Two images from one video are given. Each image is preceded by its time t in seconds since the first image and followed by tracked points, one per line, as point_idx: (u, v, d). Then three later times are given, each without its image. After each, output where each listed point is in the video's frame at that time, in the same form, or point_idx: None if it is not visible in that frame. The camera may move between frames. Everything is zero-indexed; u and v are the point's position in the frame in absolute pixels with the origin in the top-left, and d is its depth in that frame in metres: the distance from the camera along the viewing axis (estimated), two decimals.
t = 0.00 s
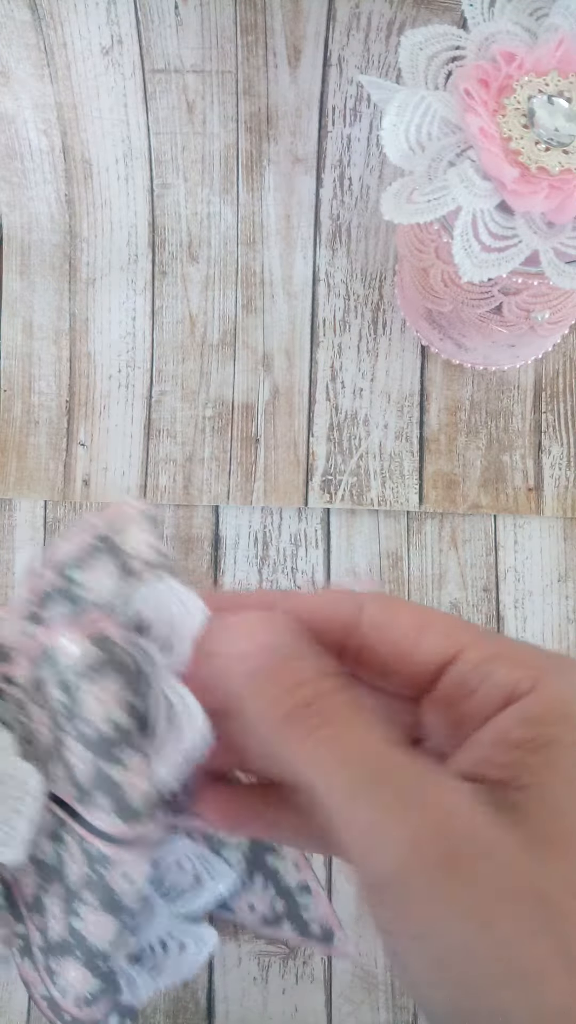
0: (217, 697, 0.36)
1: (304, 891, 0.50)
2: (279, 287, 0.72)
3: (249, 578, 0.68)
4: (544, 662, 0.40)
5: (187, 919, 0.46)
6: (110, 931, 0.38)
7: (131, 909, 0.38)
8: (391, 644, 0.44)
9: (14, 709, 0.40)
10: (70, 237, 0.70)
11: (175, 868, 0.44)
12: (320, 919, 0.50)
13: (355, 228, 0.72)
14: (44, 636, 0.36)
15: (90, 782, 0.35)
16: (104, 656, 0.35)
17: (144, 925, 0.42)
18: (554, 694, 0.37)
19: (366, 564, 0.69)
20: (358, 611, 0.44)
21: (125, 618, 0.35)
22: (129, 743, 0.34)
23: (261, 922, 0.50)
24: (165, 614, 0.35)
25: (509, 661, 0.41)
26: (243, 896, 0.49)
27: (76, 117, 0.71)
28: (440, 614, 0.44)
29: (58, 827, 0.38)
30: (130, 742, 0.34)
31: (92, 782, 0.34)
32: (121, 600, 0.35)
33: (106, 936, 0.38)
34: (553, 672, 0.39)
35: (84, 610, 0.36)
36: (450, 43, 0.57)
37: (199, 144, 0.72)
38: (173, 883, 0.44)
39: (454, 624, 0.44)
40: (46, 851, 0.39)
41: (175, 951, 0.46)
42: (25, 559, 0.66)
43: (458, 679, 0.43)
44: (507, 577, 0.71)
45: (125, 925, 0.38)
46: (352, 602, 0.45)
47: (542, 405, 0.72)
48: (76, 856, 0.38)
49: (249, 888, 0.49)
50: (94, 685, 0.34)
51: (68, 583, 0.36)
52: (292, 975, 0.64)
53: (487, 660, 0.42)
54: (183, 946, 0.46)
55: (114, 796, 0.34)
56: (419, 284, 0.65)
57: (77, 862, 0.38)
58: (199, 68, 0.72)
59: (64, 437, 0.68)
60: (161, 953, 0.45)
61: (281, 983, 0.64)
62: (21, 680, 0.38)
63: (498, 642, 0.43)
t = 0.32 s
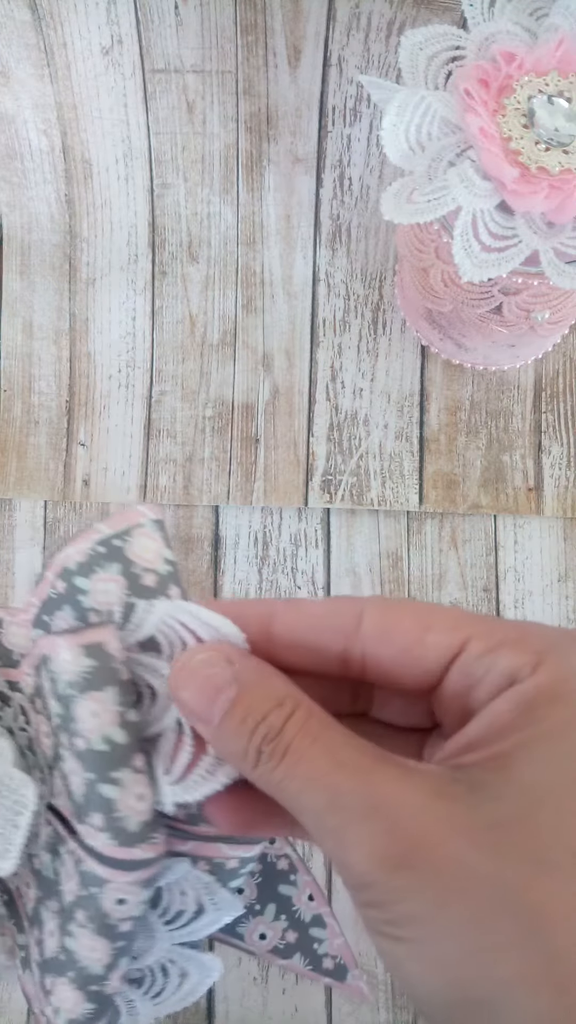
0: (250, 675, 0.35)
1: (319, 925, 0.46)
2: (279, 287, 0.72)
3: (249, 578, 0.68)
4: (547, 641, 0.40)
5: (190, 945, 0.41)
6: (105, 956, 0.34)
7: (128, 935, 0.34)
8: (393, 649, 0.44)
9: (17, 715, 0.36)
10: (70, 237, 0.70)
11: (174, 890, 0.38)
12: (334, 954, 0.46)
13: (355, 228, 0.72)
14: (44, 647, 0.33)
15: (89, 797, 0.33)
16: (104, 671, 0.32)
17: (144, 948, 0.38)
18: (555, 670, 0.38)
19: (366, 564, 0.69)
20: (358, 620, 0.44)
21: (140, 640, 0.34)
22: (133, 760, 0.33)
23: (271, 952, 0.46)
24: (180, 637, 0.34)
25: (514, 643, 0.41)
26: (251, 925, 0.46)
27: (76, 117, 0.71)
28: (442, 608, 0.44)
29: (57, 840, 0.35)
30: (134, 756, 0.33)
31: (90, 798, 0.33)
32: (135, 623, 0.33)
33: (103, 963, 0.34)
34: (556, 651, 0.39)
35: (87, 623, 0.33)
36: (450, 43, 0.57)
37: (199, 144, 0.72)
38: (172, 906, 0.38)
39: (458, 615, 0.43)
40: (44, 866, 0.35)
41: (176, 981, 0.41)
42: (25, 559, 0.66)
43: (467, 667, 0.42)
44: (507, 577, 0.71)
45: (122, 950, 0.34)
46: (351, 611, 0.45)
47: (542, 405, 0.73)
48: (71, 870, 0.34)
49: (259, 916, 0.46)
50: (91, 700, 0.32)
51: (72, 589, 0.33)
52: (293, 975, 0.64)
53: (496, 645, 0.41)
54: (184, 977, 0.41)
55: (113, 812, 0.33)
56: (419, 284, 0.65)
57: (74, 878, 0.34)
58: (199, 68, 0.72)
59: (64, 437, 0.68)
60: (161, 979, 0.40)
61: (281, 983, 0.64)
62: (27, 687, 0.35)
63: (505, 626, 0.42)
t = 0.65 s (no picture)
0: (247, 673, 0.35)
1: (320, 954, 0.43)
2: (279, 287, 0.72)
3: (249, 578, 0.68)
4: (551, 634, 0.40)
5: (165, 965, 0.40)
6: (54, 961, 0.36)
7: (75, 943, 0.36)
8: (393, 641, 0.44)
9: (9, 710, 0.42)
10: (70, 237, 0.70)
11: (139, 903, 0.38)
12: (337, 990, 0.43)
13: (355, 228, 0.72)
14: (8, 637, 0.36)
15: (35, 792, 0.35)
16: (48, 664, 0.35)
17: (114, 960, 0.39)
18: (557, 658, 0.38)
19: (366, 564, 0.69)
20: (358, 612, 0.44)
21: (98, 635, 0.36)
22: (75, 758, 0.34)
23: (269, 980, 0.43)
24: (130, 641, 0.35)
25: (519, 636, 0.41)
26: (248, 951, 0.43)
27: (76, 117, 0.71)
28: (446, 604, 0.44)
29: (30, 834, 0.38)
30: (75, 754, 0.34)
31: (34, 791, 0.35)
32: (87, 621, 0.36)
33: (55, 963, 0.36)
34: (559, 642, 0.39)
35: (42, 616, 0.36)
36: (450, 43, 0.57)
37: (199, 144, 0.72)
38: (136, 920, 0.38)
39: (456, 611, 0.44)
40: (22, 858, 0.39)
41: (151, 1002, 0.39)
42: (25, 559, 0.67)
43: (469, 660, 0.42)
44: (507, 577, 0.71)
45: (72, 958, 0.36)
46: (352, 603, 0.45)
47: (542, 405, 0.73)
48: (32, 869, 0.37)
49: (256, 937, 0.43)
50: (35, 692, 0.34)
51: (48, 581, 0.40)
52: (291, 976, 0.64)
53: (500, 637, 0.42)
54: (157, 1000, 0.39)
55: (53, 813, 0.34)
56: (419, 284, 0.65)
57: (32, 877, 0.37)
58: (199, 67, 0.72)
59: (64, 437, 0.68)
60: (134, 997, 0.39)
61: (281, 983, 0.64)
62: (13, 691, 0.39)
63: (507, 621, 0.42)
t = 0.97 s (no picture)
0: (267, 653, 0.35)
1: (327, 951, 0.43)
2: (279, 287, 0.72)
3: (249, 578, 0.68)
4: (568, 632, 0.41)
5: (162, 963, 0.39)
6: (51, 953, 0.36)
7: (71, 934, 0.36)
8: (404, 629, 0.45)
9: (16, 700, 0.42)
10: (71, 237, 0.70)
11: (138, 897, 0.38)
12: (344, 989, 0.43)
13: (355, 228, 0.72)
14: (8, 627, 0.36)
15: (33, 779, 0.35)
16: (48, 650, 0.35)
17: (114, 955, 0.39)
18: (570, 654, 0.39)
19: (366, 564, 0.69)
20: (370, 599, 0.45)
21: (100, 615, 0.37)
22: (71, 746, 0.35)
23: (276, 977, 0.43)
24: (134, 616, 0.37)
25: (532, 631, 0.42)
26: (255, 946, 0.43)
27: (76, 117, 0.71)
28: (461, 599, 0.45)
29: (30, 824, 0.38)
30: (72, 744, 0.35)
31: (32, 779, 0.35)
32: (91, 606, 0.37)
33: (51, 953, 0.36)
34: (570, 637, 0.40)
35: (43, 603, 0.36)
36: (450, 43, 0.57)
37: (199, 144, 0.72)
38: (135, 914, 0.38)
39: (466, 608, 0.44)
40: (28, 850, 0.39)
41: (150, 999, 0.40)
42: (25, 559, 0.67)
43: (479, 652, 0.43)
44: (507, 577, 0.71)
45: (68, 950, 0.36)
46: (363, 590, 0.45)
47: (542, 405, 0.72)
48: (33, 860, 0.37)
49: (263, 934, 0.43)
50: (33, 679, 0.35)
51: (54, 570, 0.40)
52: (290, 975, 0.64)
53: (510, 631, 0.42)
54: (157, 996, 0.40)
55: (50, 801, 0.35)
56: (419, 284, 0.65)
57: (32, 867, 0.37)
58: (199, 68, 0.72)
59: (64, 437, 0.68)
60: (134, 994, 0.39)
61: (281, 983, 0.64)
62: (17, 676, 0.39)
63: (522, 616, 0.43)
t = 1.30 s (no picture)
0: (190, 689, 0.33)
1: (338, 926, 0.43)
2: (279, 287, 0.72)
3: (249, 578, 0.68)
4: (550, 624, 0.38)
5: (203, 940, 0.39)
6: (116, 944, 0.34)
7: (139, 924, 0.34)
8: (395, 634, 0.44)
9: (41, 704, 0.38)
10: (70, 237, 0.70)
11: (187, 883, 0.37)
12: (352, 958, 0.43)
13: (355, 228, 0.72)
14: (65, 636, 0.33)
15: (103, 781, 0.32)
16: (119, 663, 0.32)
17: (159, 940, 0.38)
18: (552, 658, 0.37)
19: (366, 564, 0.69)
20: (364, 603, 0.44)
21: (157, 628, 0.34)
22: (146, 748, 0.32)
23: (289, 951, 0.43)
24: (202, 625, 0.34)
25: (517, 625, 0.39)
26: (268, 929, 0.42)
27: (76, 117, 0.71)
28: (453, 586, 0.43)
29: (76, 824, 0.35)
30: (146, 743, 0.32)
31: (104, 781, 0.32)
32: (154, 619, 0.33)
33: (115, 950, 0.34)
34: (558, 637, 0.38)
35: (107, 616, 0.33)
36: (450, 43, 0.57)
37: (199, 144, 0.72)
38: (185, 899, 0.37)
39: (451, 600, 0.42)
40: (65, 850, 0.36)
41: (189, 975, 0.40)
42: (25, 559, 0.67)
43: (470, 651, 0.41)
44: (507, 577, 0.71)
45: (133, 941, 0.34)
46: (357, 594, 0.44)
47: (543, 405, 0.73)
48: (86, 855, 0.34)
49: (277, 913, 0.43)
50: (106, 688, 0.32)
51: (97, 583, 0.33)
52: (292, 976, 0.64)
53: (501, 626, 0.40)
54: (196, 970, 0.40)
55: (127, 803, 0.32)
56: (419, 284, 0.65)
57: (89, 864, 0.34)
58: (199, 68, 0.72)
59: (65, 437, 0.68)
60: (175, 970, 0.39)
61: (281, 983, 0.64)
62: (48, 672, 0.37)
63: (510, 604, 0.41)
